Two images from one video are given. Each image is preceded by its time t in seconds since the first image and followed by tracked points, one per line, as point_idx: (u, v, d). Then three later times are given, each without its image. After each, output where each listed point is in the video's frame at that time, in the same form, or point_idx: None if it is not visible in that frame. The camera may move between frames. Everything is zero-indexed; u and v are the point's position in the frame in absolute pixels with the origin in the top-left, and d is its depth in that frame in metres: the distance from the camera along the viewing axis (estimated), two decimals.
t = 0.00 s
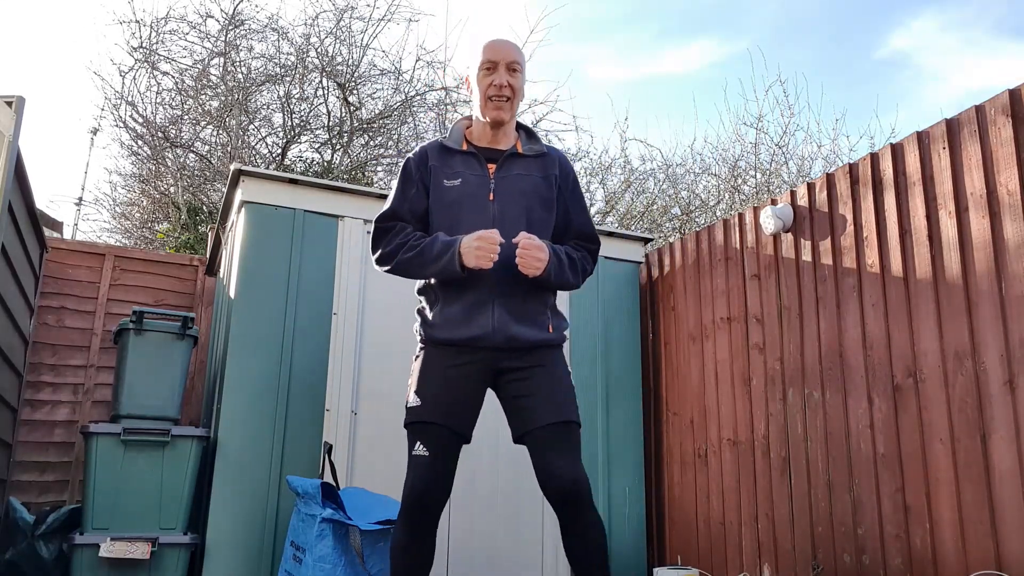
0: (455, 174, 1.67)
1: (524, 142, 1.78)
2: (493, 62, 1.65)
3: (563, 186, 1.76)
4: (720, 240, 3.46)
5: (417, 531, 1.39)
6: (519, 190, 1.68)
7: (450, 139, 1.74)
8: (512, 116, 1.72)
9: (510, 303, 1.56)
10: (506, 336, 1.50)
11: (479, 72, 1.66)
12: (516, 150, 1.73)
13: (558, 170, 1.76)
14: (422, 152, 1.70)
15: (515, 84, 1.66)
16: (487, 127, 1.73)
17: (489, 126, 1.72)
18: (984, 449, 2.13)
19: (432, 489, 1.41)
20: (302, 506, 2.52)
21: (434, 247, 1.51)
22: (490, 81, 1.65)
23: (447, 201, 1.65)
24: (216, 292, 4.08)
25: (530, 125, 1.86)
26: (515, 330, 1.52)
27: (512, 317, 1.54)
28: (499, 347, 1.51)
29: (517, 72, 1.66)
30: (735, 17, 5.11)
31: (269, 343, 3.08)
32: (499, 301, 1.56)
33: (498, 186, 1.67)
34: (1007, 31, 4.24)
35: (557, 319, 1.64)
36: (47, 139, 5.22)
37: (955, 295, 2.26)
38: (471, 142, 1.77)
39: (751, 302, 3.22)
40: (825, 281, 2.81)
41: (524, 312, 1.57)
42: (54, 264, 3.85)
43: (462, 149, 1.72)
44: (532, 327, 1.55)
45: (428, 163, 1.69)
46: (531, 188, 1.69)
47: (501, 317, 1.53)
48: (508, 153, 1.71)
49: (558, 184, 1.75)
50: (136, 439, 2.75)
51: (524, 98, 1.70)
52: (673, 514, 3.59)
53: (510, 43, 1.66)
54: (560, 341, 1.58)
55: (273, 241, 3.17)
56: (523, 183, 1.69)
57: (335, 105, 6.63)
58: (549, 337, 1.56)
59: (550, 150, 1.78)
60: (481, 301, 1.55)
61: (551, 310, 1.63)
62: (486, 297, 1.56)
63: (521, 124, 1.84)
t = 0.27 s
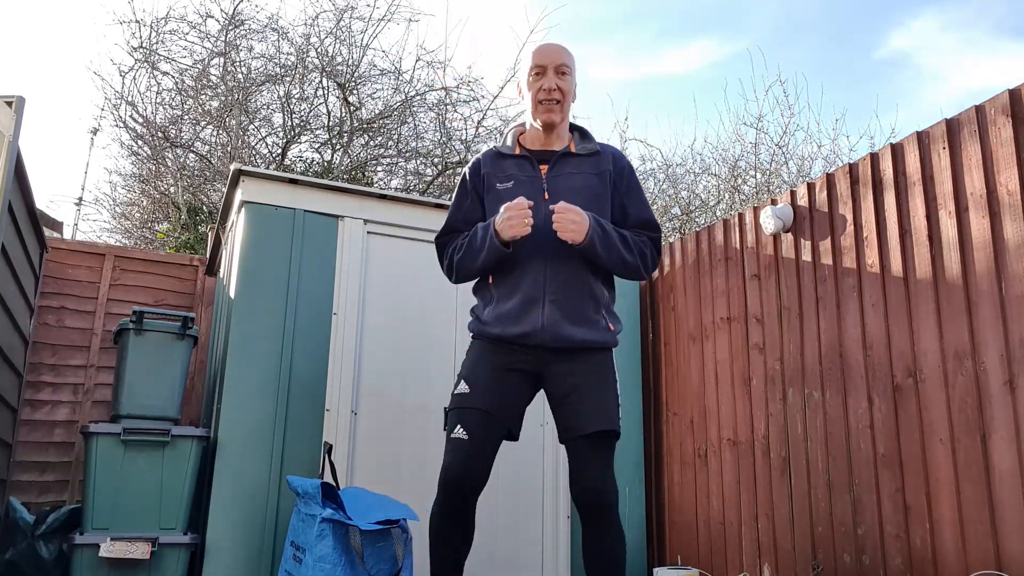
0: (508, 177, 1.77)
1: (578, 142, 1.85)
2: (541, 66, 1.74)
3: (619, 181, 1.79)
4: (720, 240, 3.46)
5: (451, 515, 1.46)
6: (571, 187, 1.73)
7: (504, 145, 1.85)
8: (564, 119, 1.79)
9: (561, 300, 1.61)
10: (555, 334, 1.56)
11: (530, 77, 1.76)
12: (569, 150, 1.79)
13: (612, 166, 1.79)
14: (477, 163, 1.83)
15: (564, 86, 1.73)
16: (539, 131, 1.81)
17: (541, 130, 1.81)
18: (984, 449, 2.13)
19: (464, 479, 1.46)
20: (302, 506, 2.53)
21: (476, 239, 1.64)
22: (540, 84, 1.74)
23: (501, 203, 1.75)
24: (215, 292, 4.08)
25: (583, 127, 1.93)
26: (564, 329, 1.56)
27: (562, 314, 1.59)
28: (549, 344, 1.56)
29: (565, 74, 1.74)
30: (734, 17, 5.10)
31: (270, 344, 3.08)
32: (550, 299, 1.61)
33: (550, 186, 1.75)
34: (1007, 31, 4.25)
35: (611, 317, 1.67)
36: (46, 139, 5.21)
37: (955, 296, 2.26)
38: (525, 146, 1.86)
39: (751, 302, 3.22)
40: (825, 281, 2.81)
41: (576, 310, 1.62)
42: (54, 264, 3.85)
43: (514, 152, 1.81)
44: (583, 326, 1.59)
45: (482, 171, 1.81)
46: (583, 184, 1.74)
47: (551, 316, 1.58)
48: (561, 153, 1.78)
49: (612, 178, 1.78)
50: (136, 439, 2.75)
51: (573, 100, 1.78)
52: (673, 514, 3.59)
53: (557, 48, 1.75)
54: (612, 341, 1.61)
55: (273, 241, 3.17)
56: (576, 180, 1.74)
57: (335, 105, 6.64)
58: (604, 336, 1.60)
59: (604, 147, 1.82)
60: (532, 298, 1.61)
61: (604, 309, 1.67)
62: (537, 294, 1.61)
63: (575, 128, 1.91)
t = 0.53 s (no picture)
0: (525, 180, 1.76)
1: (595, 147, 1.86)
2: (560, 72, 1.75)
3: (636, 185, 1.79)
4: (720, 240, 3.46)
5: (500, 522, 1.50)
6: (588, 191, 1.72)
7: (523, 150, 1.85)
8: (583, 125, 1.80)
9: (578, 303, 1.61)
10: (572, 335, 1.55)
11: (548, 83, 1.77)
12: (586, 153, 1.79)
13: (630, 171, 1.78)
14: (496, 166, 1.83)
15: (582, 93, 1.75)
16: (558, 136, 1.82)
17: (560, 135, 1.81)
18: (984, 449, 2.13)
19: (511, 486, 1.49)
20: (302, 506, 2.53)
21: (501, 254, 1.63)
22: (559, 91, 1.75)
23: (519, 206, 1.74)
24: (215, 292, 4.08)
25: (601, 132, 1.94)
26: (581, 329, 1.56)
27: (580, 317, 1.59)
28: (565, 346, 1.56)
29: (584, 81, 1.76)
30: (734, 17, 5.10)
31: (270, 344, 3.08)
32: (567, 300, 1.61)
33: (568, 188, 1.73)
34: (1007, 32, 4.25)
35: (630, 320, 1.67)
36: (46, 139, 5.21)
37: (955, 296, 2.26)
38: (543, 150, 1.87)
39: (751, 302, 3.22)
40: (825, 281, 2.81)
41: (594, 313, 1.61)
42: (54, 264, 3.85)
43: (533, 156, 1.81)
44: (603, 328, 1.59)
45: (500, 173, 1.81)
46: (601, 188, 1.73)
47: (568, 316, 1.58)
48: (579, 156, 1.78)
49: (629, 183, 1.77)
50: (136, 439, 2.75)
51: (592, 106, 1.79)
52: (673, 514, 3.59)
53: (575, 53, 1.76)
54: (631, 342, 1.61)
55: (273, 241, 3.17)
56: (594, 184, 1.73)
57: (335, 105, 6.64)
58: (622, 338, 1.60)
59: (621, 152, 1.82)
60: (550, 300, 1.61)
61: (623, 310, 1.66)
62: (555, 297, 1.61)
63: (593, 132, 1.92)
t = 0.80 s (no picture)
0: (515, 179, 1.77)
1: (586, 141, 1.84)
2: (546, 69, 1.74)
3: (627, 177, 1.76)
4: (720, 241, 3.46)
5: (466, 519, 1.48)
6: (577, 186, 1.72)
7: (513, 149, 1.85)
8: (572, 120, 1.80)
9: (569, 300, 1.61)
10: (562, 331, 1.56)
11: (536, 80, 1.77)
12: (575, 148, 1.78)
13: (622, 163, 1.76)
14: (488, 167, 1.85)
15: (569, 89, 1.74)
16: (547, 132, 1.82)
17: (549, 131, 1.81)
18: (984, 449, 2.13)
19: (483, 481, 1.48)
20: (302, 506, 2.53)
21: (495, 256, 1.65)
22: (546, 88, 1.74)
23: (510, 205, 1.75)
24: (215, 292, 4.08)
25: (591, 125, 1.91)
26: (572, 325, 1.57)
27: (571, 313, 1.59)
28: (556, 343, 1.56)
29: (570, 76, 1.75)
30: (734, 17, 5.10)
31: (270, 344, 3.08)
32: (558, 296, 1.62)
33: (558, 185, 1.73)
34: (1007, 32, 4.25)
35: (622, 316, 1.67)
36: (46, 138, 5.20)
37: (955, 296, 2.26)
38: (534, 148, 1.87)
39: (751, 302, 3.22)
40: (825, 281, 2.81)
41: (585, 309, 1.61)
42: (54, 264, 3.85)
43: (523, 155, 1.82)
44: (594, 324, 1.59)
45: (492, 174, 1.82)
46: (592, 183, 1.72)
47: (559, 313, 1.59)
48: (568, 152, 1.77)
49: (621, 175, 1.76)
50: (136, 439, 2.75)
51: (580, 101, 1.78)
52: (673, 514, 3.59)
53: (562, 49, 1.76)
54: (623, 339, 1.61)
55: (273, 241, 3.17)
56: (583, 179, 1.72)
57: (335, 105, 6.64)
58: (614, 335, 1.60)
59: (612, 144, 1.80)
60: (541, 297, 1.62)
61: (615, 306, 1.66)
62: (546, 294, 1.62)
63: (585, 125, 1.90)
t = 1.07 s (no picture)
0: (473, 184, 1.73)
1: (542, 145, 1.81)
2: (505, 71, 1.70)
3: (583, 183, 1.75)
4: (720, 240, 3.45)
5: (432, 534, 1.42)
6: (535, 192, 1.69)
7: (469, 153, 1.80)
8: (529, 123, 1.76)
9: (528, 305, 1.59)
10: (522, 338, 1.54)
11: (494, 83, 1.72)
12: (533, 153, 1.75)
13: (577, 169, 1.75)
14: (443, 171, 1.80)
15: (527, 92, 1.70)
16: (504, 135, 1.77)
17: (506, 134, 1.77)
18: (984, 449, 2.13)
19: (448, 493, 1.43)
20: (302, 506, 2.53)
21: (452, 268, 1.60)
22: (504, 90, 1.71)
23: (466, 211, 1.71)
24: (215, 292, 4.08)
25: (547, 130, 1.89)
26: (532, 332, 1.54)
27: (531, 320, 1.56)
28: (517, 349, 1.54)
29: (529, 80, 1.71)
30: (734, 16, 5.10)
31: (269, 344, 3.08)
32: (518, 302, 1.59)
33: (515, 190, 1.70)
34: (1006, 32, 4.25)
35: (581, 321, 1.64)
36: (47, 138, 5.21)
37: (955, 296, 2.26)
38: (490, 151, 1.81)
39: (751, 302, 3.22)
40: (825, 281, 2.81)
41: (544, 314, 1.59)
42: (54, 264, 3.85)
43: (480, 159, 1.77)
44: (553, 330, 1.56)
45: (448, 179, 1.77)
46: (548, 189, 1.70)
47: (518, 319, 1.56)
48: (526, 156, 1.74)
49: (577, 181, 1.74)
50: (136, 439, 2.75)
51: (538, 104, 1.75)
52: (673, 514, 3.59)
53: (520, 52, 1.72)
54: (583, 343, 1.58)
55: (273, 241, 3.17)
56: (541, 184, 1.70)
57: (335, 105, 6.63)
58: (574, 339, 1.57)
59: (568, 149, 1.78)
60: (499, 304, 1.59)
61: (575, 311, 1.64)
62: (505, 300, 1.59)
63: (541, 129, 1.87)
